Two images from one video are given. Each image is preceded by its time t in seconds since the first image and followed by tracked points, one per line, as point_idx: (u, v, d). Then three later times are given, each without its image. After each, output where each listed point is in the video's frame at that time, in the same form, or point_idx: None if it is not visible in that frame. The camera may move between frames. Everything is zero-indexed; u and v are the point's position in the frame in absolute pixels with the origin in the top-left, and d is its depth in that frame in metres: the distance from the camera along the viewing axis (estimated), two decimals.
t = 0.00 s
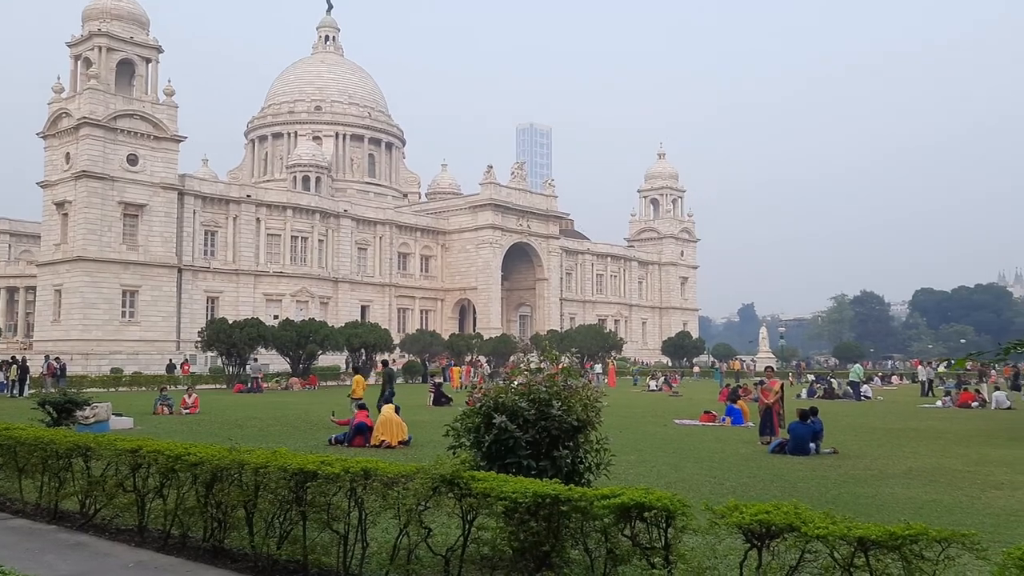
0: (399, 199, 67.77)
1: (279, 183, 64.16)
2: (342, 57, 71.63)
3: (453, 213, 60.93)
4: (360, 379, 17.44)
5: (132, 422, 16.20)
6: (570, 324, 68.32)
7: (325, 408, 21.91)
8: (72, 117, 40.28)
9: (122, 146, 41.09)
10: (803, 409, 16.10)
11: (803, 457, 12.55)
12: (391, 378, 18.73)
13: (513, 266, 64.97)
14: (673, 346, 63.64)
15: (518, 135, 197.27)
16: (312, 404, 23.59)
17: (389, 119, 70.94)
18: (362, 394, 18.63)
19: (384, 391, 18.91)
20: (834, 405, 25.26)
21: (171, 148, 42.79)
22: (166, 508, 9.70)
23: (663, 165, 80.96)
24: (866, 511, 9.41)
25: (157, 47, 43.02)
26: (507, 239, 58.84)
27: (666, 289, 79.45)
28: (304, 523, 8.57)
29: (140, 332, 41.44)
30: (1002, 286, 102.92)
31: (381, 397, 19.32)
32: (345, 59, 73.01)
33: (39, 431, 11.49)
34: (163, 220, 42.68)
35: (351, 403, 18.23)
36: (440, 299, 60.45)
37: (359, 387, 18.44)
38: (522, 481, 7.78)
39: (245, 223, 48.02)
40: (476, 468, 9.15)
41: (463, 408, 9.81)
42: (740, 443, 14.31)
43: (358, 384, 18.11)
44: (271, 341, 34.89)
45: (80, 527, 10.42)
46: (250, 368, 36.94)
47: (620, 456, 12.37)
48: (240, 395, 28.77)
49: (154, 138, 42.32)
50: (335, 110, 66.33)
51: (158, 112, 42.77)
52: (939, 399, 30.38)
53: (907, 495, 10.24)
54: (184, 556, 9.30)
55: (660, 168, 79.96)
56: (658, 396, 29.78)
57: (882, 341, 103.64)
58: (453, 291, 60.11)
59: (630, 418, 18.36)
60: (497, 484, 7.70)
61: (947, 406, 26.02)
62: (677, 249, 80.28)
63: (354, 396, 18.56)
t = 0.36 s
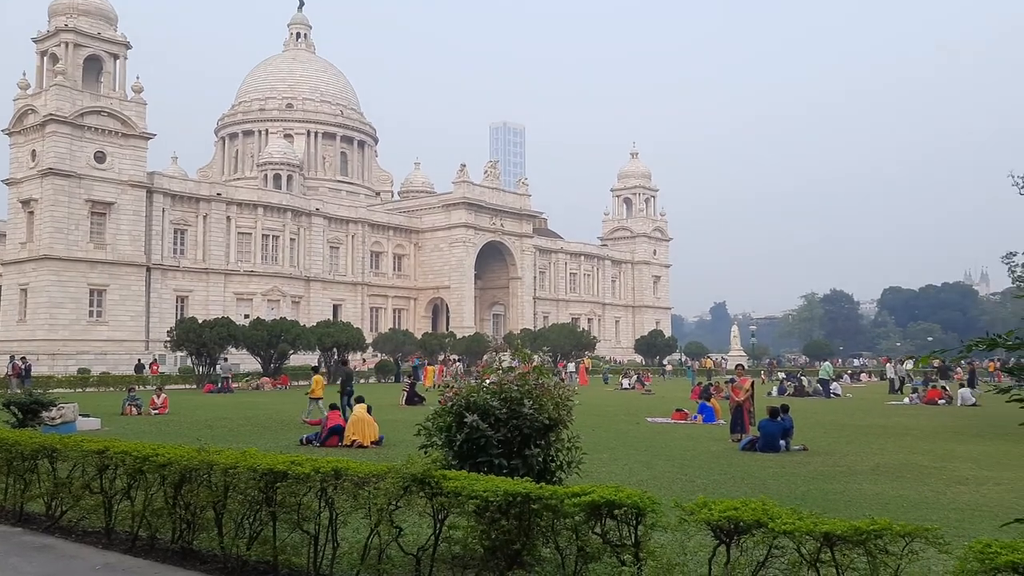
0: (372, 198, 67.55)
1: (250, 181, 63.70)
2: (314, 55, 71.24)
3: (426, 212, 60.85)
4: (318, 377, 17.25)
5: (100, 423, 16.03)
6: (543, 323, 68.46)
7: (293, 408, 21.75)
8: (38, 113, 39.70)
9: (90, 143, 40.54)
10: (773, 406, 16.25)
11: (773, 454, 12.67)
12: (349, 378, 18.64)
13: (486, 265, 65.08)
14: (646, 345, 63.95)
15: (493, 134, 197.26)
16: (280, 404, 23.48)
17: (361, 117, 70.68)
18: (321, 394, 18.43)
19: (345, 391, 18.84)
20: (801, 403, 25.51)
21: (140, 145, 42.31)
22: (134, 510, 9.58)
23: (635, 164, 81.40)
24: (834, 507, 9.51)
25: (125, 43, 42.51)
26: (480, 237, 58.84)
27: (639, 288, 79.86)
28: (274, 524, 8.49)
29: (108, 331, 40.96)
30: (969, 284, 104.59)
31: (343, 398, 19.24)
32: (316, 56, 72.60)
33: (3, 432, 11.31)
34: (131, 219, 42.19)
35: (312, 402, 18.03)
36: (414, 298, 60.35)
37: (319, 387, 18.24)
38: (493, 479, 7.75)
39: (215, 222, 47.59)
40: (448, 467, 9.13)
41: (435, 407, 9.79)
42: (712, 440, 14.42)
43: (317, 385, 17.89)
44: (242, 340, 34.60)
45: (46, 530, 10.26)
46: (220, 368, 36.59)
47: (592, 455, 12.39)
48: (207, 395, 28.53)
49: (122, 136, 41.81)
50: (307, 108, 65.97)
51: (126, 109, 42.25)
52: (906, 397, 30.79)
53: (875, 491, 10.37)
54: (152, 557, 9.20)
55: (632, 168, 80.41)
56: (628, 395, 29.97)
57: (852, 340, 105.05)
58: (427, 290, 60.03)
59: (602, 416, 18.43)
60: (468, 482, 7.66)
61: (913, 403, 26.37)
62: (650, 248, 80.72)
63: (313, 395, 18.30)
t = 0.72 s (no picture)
0: (353, 196, 67.34)
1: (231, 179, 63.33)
2: (294, 52, 70.88)
3: (408, 210, 60.77)
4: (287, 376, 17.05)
5: (78, 423, 15.90)
6: (525, 321, 68.53)
7: (269, 408, 21.57)
8: (15, 110, 39.26)
9: (67, 141, 40.12)
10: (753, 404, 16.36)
11: (755, 452, 12.76)
12: (319, 377, 18.48)
13: (469, 264, 65.10)
14: (627, 343, 64.11)
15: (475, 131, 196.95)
16: (257, 404, 23.35)
17: (342, 115, 70.40)
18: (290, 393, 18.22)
19: (315, 390, 18.72)
20: (779, 402, 25.67)
21: (118, 143, 41.94)
22: (112, 510, 9.50)
23: (617, 162, 81.60)
24: (813, 504, 9.59)
25: (103, 39, 42.13)
26: (461, 236, 58.79)
27: (621, 286, 80.02)
28: (255, 523, 8.43)
29: (86, 331, 40.63)
30: (947, 283, 105.61)
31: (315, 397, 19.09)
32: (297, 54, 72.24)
33: None
34: (110, 217, 41.83)
35: (282, 401, 17.84)
36: (395, 297, 60.26)
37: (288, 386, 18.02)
38: (474, 478, 7.74)
39: (195, 220, 47.24)
40: (429, 466, 9.12)
41: (416, 406, 9.77)
42: (693, 438, 14.51)
43: (285, 385, 17.68)
44: (222, 339, 34.39)
45: (22, 530, 10.18)
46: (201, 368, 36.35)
47: (573, 454, 12.42)
48: (185, 394, 28.36)
49: (101, 133, 41.41)
50: (287, 106, 65.65)
51: (105, 106, 41.83)
52: (885, 394, 31.07)
53: (854, 488, 10.46)
54: (131, 558, 9.15)
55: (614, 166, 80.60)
56: (608, 394, 30.09)
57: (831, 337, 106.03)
58: (408, 288, 59.95)
59: (584, 415, 18.45)
60: (449, 481, 7.64)
61: (892, 401, 26.59)
62: (631, 246, 80.93)
63: (284, 394, 18.09)
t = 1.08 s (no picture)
0: (333, 194, 67.10)
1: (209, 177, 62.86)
2: (273, 50, 70.46)
3: (388, 209, 60.44)
4: (252, 375, 16.88)
5: (54, 423, 15.74)
6: (506, 320, 68.58)
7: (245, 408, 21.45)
8: None
9: (43, 138, 39.62)
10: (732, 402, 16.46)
11: (733, 449, 12.85)
12: (287, 374, 18.33)
13: (449, 262, 65.06)
14: (608, 342, 64.33)
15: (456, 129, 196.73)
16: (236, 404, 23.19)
17: (322, 112, 70.07)
18: (256, 391, 18.04)
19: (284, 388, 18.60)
20: (757, 399, 25.85)
21: (95, 141, 41.50)
22: (89, 511, 9.41)
23: (598, 161, 81.82)
24: (791, 501, 9.65)
25: (79, 36, 41.68)
26: (441, 234, 58.73)
27: (601, 285, 80.23)
28: (233, 523, 8.37)
29: (62, 330, 40.28)
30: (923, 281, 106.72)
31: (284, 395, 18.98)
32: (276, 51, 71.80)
33: None
34: (86, 215, 41.40)
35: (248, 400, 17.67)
36: (375, 295, 60.11)
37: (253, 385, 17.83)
38: (454, 476, 7.70)
39: (172, 218, 46.83)
40: (409, 465, 9.09)
41: (396, 405, 9.74)
42: (672, 435, 14.59)
43: (250, 383, 17.50)
44: (200, 339, 34.16)
45: None
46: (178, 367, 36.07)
47: (554, 452, 12.44)
48: (163, 394, 28.18)
49: (77, 131, 40.95)
50: (266, 103, 65.24)
51: (81, 103, 41.26)
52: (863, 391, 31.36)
53: (831, 484, 10.56)
54: (108, 559, 9.07)
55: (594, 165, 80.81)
56: (588, 393, 30.22)
57: (809, 335, 107.02)
58: (388, 287, 59.82)
59: (565, 413, 18.47)
60: (428, 479, 7.61)
61: (869, 398, 26.87)
62: (612, 245, 81.19)
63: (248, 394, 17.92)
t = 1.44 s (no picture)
0: (312, 192, 66.79)
1: (187, 174, 62.30)
2: (251, 46, 69.95)
3: (368, 207, 60.15)
4: (218, 373, 16.70)
5: (29, 422, 15.53)
6: (487, 318, 68.50)
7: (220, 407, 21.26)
8: None
9: (18, 134, 39.07)
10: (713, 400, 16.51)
11: (713, 447, 12.89)
12: (252, 372, 18.22)
13: (430, 261, 64.93)
14: (589, 340, 64.45)
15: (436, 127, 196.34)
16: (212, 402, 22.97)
17: (301, 109, 69.67)
18: (221, 390, 17.92)
19: (250, 386, 18.48)
20: (737, 397, 25.99)
21: (71, 137, 41.03)
22: (64, 511, 9.27)
23: (579, 160, 81.95)
24: (770, 498, 9.70)
25: (55, 31, 41.15)
26: (422, 233, 58.57)
27: (582, 283, 80.33)
28: (211, 523, 8.26)
29: (37, 328, 39.81)
30: (901, 280, 107.79)
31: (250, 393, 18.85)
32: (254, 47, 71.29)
33: None
34: (61, 213, 40.91)
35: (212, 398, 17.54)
36: (355, 294, 59.87)
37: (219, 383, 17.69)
38: (434, 475, 7.64)
39: (150, 216, 46.38)
40: (389, 464, 9.03)
41: (376, 403, 9.67)
42: (653, 433, 14.61)
43: (216, 380, 17.38)
44: (178, 337, 33.83)
45: None
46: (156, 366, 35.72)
47: (534, 450, 12.42)
48: (140, 392, 27.92)
49: (52, 127, 40.47)
50: (245, 100, 64.78)
51: (56, 98, 40.74)
52: (842, 388, 31.60)
53: (810, 482, 10.62)
54: (84, 559, 8.96)
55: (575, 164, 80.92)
56: (568, 390, 30.25)
57: (788, 333, 107.81)
58: (368, 286, 59.62)
59: (546, 411, 18.45)
60: (409, 478, 7.54)
61: (848, 396, 27.08)
62: (593, 244, 81.31)
63: (214, 393, 17.78)
